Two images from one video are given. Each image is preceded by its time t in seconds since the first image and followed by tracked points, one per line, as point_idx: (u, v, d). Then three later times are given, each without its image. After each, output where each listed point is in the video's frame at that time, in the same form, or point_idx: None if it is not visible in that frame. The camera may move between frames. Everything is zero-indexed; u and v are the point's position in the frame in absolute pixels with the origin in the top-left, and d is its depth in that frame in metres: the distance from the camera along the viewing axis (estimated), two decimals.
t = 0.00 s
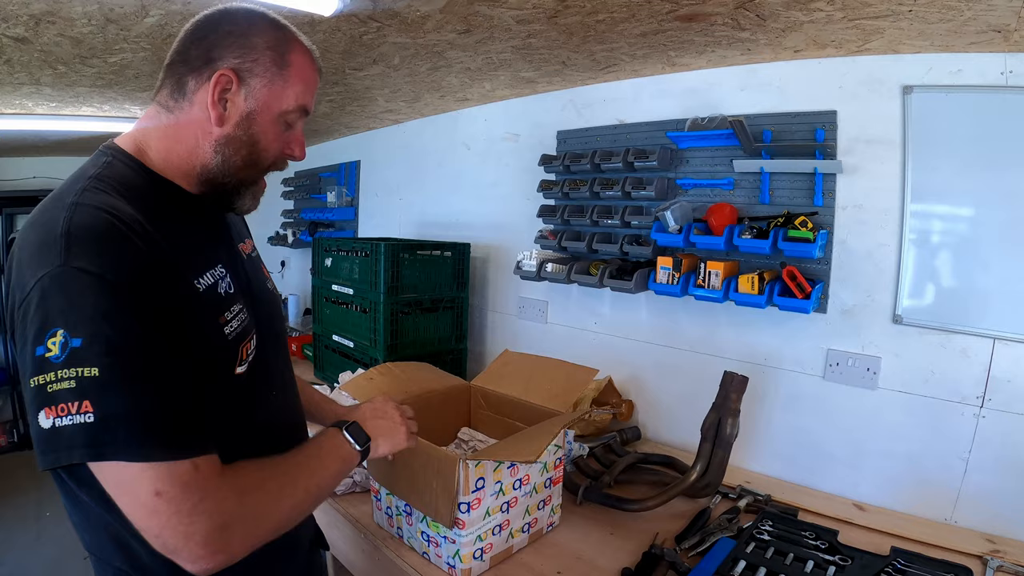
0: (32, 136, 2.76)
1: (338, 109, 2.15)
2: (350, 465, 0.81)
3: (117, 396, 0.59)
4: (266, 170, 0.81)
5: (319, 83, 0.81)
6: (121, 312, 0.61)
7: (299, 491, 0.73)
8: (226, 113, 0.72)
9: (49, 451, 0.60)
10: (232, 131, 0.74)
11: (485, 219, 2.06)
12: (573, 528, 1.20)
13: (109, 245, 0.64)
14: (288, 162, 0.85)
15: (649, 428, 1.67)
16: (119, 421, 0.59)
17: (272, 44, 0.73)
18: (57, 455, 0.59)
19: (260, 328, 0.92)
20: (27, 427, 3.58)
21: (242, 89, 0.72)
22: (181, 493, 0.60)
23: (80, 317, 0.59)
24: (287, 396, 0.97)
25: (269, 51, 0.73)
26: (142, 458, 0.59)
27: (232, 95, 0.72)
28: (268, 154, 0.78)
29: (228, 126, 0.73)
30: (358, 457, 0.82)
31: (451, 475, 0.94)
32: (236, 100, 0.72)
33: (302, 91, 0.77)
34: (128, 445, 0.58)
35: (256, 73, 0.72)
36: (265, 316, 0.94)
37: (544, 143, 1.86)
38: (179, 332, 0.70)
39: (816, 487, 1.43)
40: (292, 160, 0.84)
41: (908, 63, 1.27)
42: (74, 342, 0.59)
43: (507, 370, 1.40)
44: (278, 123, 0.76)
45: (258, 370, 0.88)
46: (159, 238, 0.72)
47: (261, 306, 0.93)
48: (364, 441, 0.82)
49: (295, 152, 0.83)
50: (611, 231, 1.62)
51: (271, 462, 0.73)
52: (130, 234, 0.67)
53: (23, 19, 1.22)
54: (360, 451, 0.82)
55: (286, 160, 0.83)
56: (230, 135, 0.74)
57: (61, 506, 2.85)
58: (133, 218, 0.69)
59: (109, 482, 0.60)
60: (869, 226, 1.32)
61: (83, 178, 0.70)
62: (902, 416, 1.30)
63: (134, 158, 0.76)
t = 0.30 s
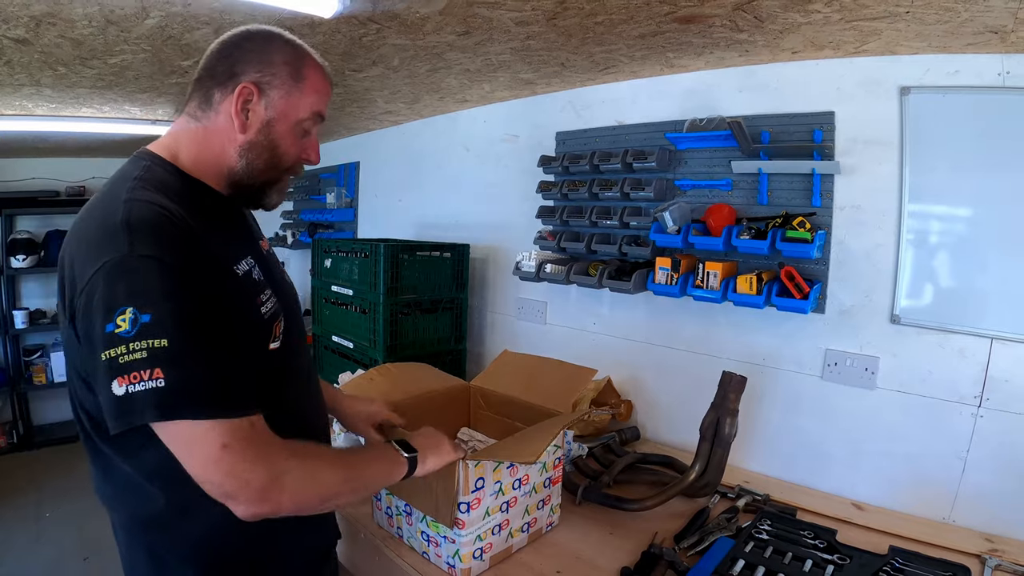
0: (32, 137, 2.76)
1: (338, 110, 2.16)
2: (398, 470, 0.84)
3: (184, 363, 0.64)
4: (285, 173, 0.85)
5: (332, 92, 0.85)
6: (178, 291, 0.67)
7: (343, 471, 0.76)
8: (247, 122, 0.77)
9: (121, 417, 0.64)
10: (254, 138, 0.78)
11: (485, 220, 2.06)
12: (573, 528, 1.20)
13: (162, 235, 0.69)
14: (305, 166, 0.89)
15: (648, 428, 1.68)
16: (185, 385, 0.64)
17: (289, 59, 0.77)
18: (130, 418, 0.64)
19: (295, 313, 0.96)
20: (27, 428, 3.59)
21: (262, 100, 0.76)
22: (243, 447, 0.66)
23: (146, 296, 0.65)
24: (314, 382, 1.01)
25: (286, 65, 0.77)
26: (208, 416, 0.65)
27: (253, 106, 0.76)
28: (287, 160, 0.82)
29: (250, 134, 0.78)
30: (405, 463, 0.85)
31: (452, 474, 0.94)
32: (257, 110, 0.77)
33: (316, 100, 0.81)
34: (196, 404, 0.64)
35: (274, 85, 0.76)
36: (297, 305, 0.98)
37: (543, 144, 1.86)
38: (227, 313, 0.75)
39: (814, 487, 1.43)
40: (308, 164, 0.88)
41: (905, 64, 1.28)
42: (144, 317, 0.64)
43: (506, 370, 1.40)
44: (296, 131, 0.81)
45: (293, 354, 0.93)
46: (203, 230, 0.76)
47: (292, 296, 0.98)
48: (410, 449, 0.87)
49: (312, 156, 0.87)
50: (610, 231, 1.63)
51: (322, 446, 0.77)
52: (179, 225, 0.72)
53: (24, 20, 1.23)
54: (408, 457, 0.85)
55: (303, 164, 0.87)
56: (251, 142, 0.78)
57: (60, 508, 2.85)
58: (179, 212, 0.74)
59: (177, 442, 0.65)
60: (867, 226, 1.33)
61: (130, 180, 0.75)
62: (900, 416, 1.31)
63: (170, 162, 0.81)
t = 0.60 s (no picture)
0: (31, 137, 2.76)
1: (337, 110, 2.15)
2: (389, 451, 0.84)
3: (173, 347, 0.69)
4: (292, 186, 0.90)
5: (337, 109, 0.90)
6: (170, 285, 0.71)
7: (326, 451, 0.77)
8: (255, 138, 0.82)
9: (116, 394, 0.69)
10: (263, 153, 0.83)
11: (484, 221, 2.06)
12: (572, 528, 1.20)
13: (160, 234, 0.74)
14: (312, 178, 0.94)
15: (647, 428, 1.68)
16: (172, 368, 0.68)
17: (296, 81, 0.83)
18: (122, 396, 0.69)
19: (304, 314, 0.99)
20: (25, 428, 3.58)
21: (270, 118, 0.82)
22: (221, 427, 0.70)
23: (141, 287, 0.70)
24: (325, 380, 1.04)
25: (293, 85, 0.82)
26: (191, 397, 0.68)
27: (261, 123, 0.82)
28: (293, 172, 0.87)
29: (259, 149, 0.83)
30: (396, 445, 0.85)
31: (451, 475, 0.95)
32: (265, 127, 0.82)
33: (321, 117, 0.86)
34: (180, 385, 0.68)
35: (281, 104, 0.82)
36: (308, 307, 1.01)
37: (543, 144, 1.86)
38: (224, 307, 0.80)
39: (814, 487, 1.43)
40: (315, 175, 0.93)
41: (904, 64, 1.28)
42: (140, 308, 0.69)
43: (506, 370, 1.41)
44: (302, 145, 0.86)
45: (302, 352, 0.96)
46: (203, 233, 0.81)
47: (303, 297, 1.01)
48: (404, 430, 0.87)
49: (317, 168, 0.92)
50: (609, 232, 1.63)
51: (308, 428, 0.79)
52: (178, 227, 0.77)
53: (24, 20, 1.23)
54: (401, 439, 0.85)
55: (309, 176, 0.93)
56: (259, 156, 0.84)
57: (59, 509, 2.85)
58: (181, 215, 0.79)
59: (165, 420, 0.70)
60: (866, 226, 1.33)
61: (145, 185, 0.82)
62: (899, 415, 1.31)
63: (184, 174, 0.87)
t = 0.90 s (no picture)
0: (29, 137, 2.75)
1: (335, 110, 2.15)
2: (376, 449, 0.84)
3: (150, 338, 0.72)
4: (253, 167, 0.92)
5: (290, 85, 0.92)
6: (147, 281, 0.75)
7: (304, 443, 0.78)
8: (209, 125, 0.90)
9: (104, 384, 0.74)
10: (215, 136, 0.90)
11: (482, 220, 2.06)
12: (572, 528, 1.20)
13: (139, 236, 0.79)
14: (283, 161, 0.95)
15: (647, 428, 1.68)
16: (150, 358, 0.72)
17: (240, 66, 0.90)
18: (110, 385, 0.73)
19: (290, 314, 1.03)
20: (24, 428, 3.58)
21: (218, 103, 0.89)
22: (199, 413, 0.73)
23: (120, 285, 0.74)
24: (315, 376, 1.07)
25: (235, 70, 0.90)
26: (169, 384, 0.72)
27: (213, 109, 0.90)
28: (247, 150, 0.90)
29: (213, 133, 0.90)
30: (383, 444, 0.84)
31: (449, 475, 0.94)
32: (215, 111, 0.89)
33: (264, 91, 0.89)
34: (158, 374, 0.72)
35: (226, 87, 0.89)
36: (294, 304, 1.04)
37: (542, 144, 1.86)
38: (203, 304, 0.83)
39: (814, 486, 1.43)
40: (281, 155, 0.94)
41: (904, 62, 1.27)
42: (119, 303, 0.74)
43: (505, 369, 1.40)
44: (249, 121, 0.89)
45: (286, 348, 0.99)
46: (182, 235, 0.85)
47: (290, 296, 1.04)
48: (393, 429, 0.86)
49: (279, 146, 0.93)
50: (608, 231, 1.63)
51: (290, 419, 0.81)
52: (157, 229, 0.81)
53: (21, 18, 1.22)
54: (389, 438, 0.85)
55: (275, 161, 0.95)
56: (213, 140, 0.90)
57: (57, 509, 2.84)
58: (161, 220, 0.84)
59: (149, 407, 0.74)
60: (866, 224, 1.32)
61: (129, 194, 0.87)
62: (898, 415, 1.30)
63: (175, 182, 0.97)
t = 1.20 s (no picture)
0: (28, 137, 2.75)
1: (335, 110, 2.15)
2: (376, 449, 0.84)
3: (143, 328, 0.73)
4: (220, 149, 0.93)
5: (238, 63, 0.93)
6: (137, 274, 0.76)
7: (303, 432, 0.79)
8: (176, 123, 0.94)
9: (102, 377, 0.74)
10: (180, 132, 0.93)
11: (482, 221, 2.06)
12: (572, 529, 1.20)
13: (128, 232, 0.79)
14: (249, 140, 0.95)
15: (647, 428, 1.68)
16: (145, 345, 0.72)
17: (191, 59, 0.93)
18: (108, 376, 0.73)
19: (287, 308, 1.02)
20: (23, 429, 3.57)
21: (179, 100, 0.93)
22: (197, 396, 0.73)
23: (113, 277, 0.75)
24: (314, 371, 1.07)
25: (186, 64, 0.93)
26: (164, 373, 0.72)
27: (176, 107, 0.94)
28: (208, 135, 0.92)
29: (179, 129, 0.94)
30: (384, 443, 0.85)
31: (449, 476, 0.94)
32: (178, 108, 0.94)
33: (212, 74, 0.91)
34: (154, 361, 0.72)
35: (181, 84, 0.93)
36: (291, 299, 1.04)
37: (542, 144, 1.86)
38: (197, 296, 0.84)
39: (815, 486, 1.43)
40: (243, 134, 0.94)
41: (903, 62, 1.28)
42: (112, 295, 0.74)
43: (503, 369, 1.41)
44: (205, 107, 0.92)
45: (283, 342, 0.99)
46: (171, 230, 0.86)
47: (287, 290, 1.04)
48: (395, 431, 0.87)
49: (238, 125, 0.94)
50: (608, 231, 1.63)
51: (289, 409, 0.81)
52: (148, 225, 0.82)
53: (21, 18, 1.22)
54: (390, 438, 0.86)
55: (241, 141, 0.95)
56: (181, 134, 0.93)
57: (56, 509, 2.84)
58: (151, 216, 0.85)
59: (146, 397, 0.74)
60: (866, 224, 1.33)
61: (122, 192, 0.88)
62: (898, 414, 1.31)
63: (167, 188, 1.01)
